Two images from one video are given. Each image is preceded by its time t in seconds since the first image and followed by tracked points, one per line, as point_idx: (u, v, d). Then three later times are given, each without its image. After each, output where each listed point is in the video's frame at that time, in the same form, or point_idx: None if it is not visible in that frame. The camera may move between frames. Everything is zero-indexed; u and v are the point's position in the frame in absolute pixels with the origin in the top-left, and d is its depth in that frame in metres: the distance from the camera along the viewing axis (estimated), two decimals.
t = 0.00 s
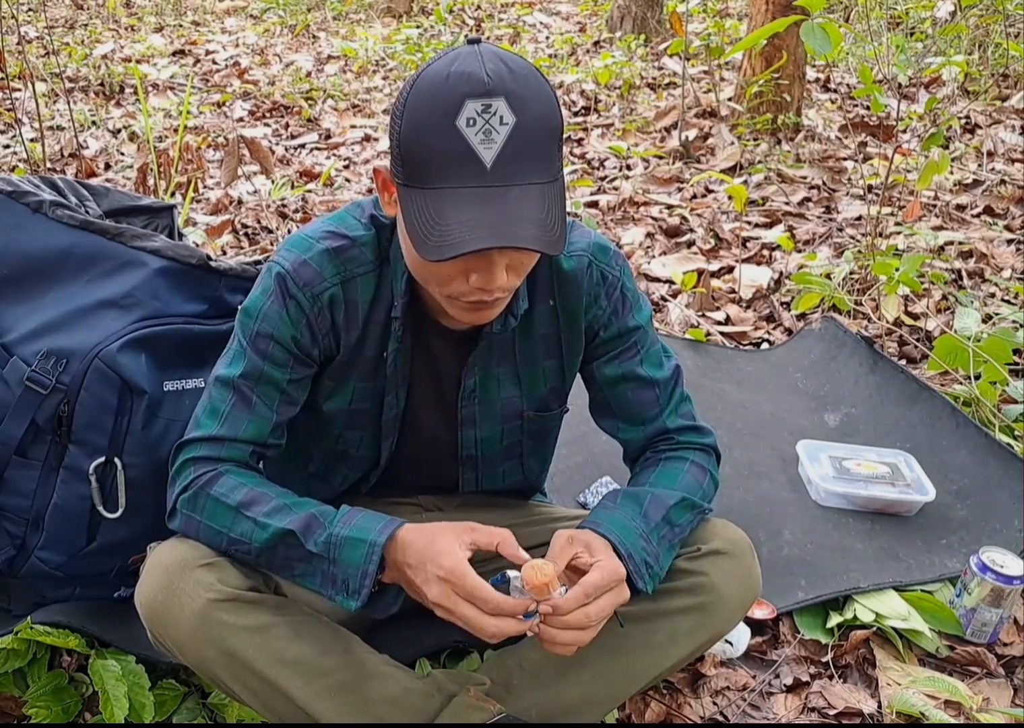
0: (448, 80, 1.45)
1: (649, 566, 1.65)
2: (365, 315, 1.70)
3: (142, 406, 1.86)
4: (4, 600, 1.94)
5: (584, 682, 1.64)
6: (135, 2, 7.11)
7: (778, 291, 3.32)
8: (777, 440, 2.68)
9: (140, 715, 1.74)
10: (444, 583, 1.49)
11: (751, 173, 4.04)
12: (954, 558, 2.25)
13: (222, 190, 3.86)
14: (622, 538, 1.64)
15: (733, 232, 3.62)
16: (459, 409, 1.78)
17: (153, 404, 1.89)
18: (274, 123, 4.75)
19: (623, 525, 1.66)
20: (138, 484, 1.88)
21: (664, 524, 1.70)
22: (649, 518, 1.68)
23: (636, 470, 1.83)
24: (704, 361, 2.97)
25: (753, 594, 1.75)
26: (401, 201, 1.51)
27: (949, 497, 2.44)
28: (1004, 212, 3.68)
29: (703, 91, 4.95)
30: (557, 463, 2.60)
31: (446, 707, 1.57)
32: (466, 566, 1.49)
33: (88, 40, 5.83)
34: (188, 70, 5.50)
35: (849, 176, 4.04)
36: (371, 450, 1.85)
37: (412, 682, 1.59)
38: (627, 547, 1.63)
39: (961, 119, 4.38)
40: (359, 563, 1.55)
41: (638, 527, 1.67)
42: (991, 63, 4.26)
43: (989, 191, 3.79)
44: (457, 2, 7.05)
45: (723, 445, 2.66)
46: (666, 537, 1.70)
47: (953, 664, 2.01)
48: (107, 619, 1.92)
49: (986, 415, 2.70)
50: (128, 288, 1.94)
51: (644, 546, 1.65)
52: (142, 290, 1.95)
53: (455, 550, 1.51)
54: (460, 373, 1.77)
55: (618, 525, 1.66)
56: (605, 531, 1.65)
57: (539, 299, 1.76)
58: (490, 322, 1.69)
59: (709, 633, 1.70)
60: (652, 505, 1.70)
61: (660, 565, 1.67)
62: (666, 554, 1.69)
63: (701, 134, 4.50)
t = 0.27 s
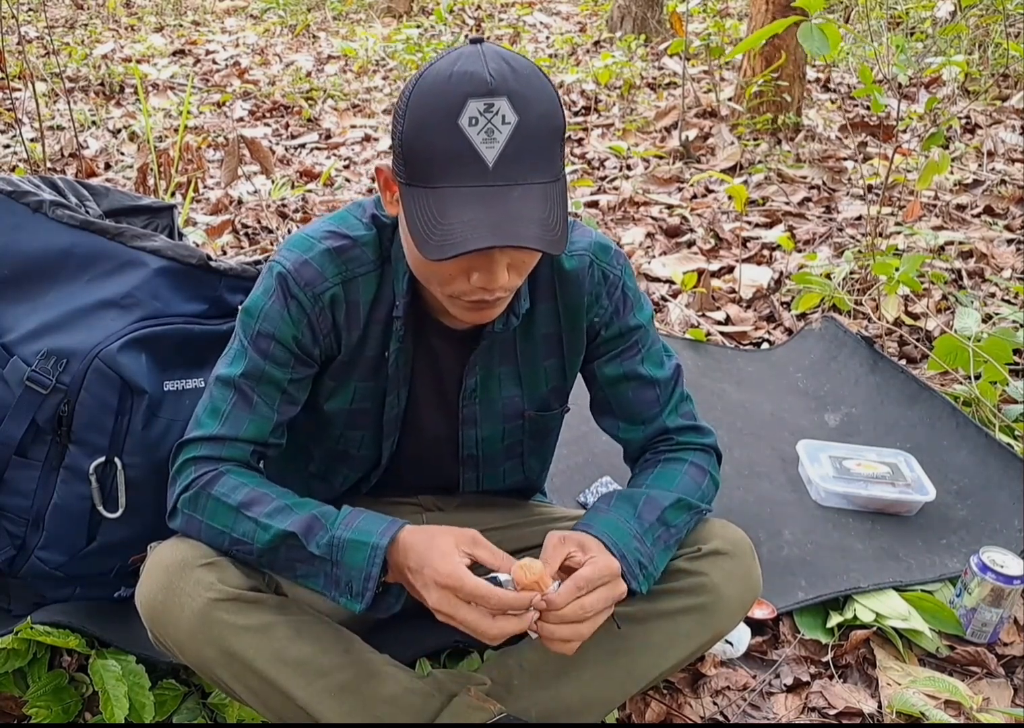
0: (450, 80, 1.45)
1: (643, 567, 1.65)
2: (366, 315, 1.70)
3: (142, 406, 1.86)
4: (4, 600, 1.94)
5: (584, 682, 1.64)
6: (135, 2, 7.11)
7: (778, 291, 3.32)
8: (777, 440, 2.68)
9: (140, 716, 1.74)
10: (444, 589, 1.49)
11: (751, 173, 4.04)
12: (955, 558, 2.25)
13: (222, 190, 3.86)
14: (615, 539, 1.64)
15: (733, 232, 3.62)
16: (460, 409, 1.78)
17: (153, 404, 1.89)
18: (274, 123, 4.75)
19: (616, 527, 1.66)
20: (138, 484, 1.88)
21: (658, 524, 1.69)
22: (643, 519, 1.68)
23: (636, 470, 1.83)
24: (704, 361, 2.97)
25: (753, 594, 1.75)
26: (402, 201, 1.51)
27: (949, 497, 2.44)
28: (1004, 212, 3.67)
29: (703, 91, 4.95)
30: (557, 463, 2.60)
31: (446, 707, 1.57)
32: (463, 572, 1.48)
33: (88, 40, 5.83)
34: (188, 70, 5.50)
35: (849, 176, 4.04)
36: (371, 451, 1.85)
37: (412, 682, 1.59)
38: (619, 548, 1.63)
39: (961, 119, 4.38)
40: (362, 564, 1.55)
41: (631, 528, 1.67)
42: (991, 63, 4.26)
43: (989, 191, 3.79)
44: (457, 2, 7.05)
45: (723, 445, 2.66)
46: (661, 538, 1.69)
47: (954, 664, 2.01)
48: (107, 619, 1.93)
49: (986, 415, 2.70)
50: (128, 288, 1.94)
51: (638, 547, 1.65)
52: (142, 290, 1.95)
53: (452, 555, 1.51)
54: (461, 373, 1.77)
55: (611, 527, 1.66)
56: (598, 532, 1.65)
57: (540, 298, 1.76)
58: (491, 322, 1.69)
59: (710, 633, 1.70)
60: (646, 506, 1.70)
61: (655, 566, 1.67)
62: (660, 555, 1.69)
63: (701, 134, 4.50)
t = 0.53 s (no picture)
0: (445, 78, 1.46)
1: (640, 563, 1.66)
2: (364, 315, 1.70)
3: (142, 406, 1.86)
4: (4, 600, 1.94)
5: (584, 682, 1.64)
6: (135, 2, 7.10)
7: (779, 291, 3.32)
8: (777, 441, 2.68)
9: (140, 716, 1.74)
10: (444, 576, 1.48)
11: (751, 173, 4.04)
12: (955, 558, 2.25)
13: (222, 190, 3.86)
14: (610, 537, 1.65)
15: (733, 232, 3.62)
16: (459, 409, 1.78)
17: (153, 404, 1.89)
18: (274, 123, 4.75)
19: (612, 524, 1.68)
20: (138, 484, 1.88)
21: (655, 522, 1.70)
22: (639, 516, 1.69)
23: (636, 470, 1.83)
24: (704, 361, 2.97)
25: (753, 595, 1.75)
26: (398, 199, 1.51)
27: (949, 497, 2.44)
28: (1004, 212, 3.67)
29: (703, 92, 4.95)
30: (557, 463, 2.60)
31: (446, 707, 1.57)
32: (461, 558, 1.48)
33: (88, 40, 5.83)
34: (188, 70, 5.50)
35: (849, 176, 4.04)
36: (371, 451, 1.85)
37: (412, 682, 1.59)
38: (615, 544, 1.65)
39: (961, 119, 4.38)
40: (364, 561, 1.55)
41: (627, 526, 1.68)
42: (991, 63, 4.25)
43: (989, 191, 3.79)
44: (457, 2, 7.05)
45: (723, 445, 2.66)
46: (658, 535, 1.70)
47: (954, 664, 2.01)
48: (107, 619, 1.92)
49: (986, 415, 2.70)
50: (128, 288, 1.94)
51: (634, 543, 1.66)
52: (142, 290, 1.95)
53: (450, 544, 1.51)
54: (460, 373, 1.77)
55: (607, 524, 1.68)
56: (594, 530, 1.67)
57: (540, 297, 1.76)
58: (490, 322, 1.69)
59: (710, 633, 1.70)
60: (643, 504, 1.71)
61: (652, 563, 1.68)
62: (658, 552, 1.70)
63: (701, 134, 4.50)
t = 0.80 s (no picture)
0: (442, 73, 1.46)
1: (639, 556, 1.67)
2: (363, 315, 1.70)
3: (142, 406, 1.86)
4: (4, 600, 1.94)
5: (584, 681, 1.64)
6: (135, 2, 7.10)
7: (779, 291, 3.32)
8: (777, 441, 2.68)
9: (140, 716, 1.74)
10: (443, 552, 1.49)
11: (751, 173, 4.03)
12: (955, 558, 2.25)
13: (222, 190, 3.86)
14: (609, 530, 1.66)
15: (733, 232, 3.62)
16: (460, 409, 1.78)
17: (153, 404, 1.89)
18: (274, 123, 4.75)
19: (611, 517, 1.68)
20: (138, 484, 1.88)
21: (654, 517, 1.70)
22: (639, 511, 1.70)
23: (636, 469, 1.83)
24: (704, 361, 2.97)
25: (753, 594, 1.75)
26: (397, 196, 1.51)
27: (949, 497, 2.44)
28: (1004, 212, 3.67)
29: (704, 92, 4.95)
30: (557, 463, 2.60)
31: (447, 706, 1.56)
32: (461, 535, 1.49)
33: (88, 40, 5.83)
34: (188, 70, 5.50)
35: (849, 176, 4.04)
36: (371, 451, 1.85)
37: (412, 682, 1.58)
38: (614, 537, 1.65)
39: (961, 119, 4.38)
40: (367, 551, 1.56)
41: (625, 519, 1.68)
42: (991, 63, 4.25)
43: (990, 191, 3.78)
44: (457, 2, 7.04)
45: (723, 445, 2.66)
46: (658, 531, 1.70)
47: (954, 664, 2.01)
48: (107, 619, 1.93)
49: (986, 415, 2.70)
50: (128, 288, 1.94)
51: (633, 536, 1.67)
52: (142, 290, 1.95)
53: (451, 524, 1.52)
54: (461, 374, 1.77)
55: (606, 518, 1.69)
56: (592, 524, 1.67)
57: (540, 298, 1.76)
58: (490, 321, 1.69)
59: (710, 633, 1.70)
60: (642, 499, 1.72)
61: (650, 557, 1.68)
62: (658, 547, 1.70)
63: (701, 134, 4.50)
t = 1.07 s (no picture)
0: (440, 70, 1.47)
1: (628, 485, 1.68)
2: (359, 317, 1.70)
3: (142, 406, 1.86)
4: (4, 600, 1.94)
5: (585, 679, 1.63)
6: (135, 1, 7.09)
7: (779, 291, 3.32)
8: (777, 441, 2.68)
9: (140, 715, 1.73)
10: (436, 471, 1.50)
11: (751, 173, 4.03)
12: (955, 558, 2.25)
13: (222, 190, 3.85)
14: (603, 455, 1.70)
15: (733, 232, 3.62)
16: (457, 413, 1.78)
17: (153, 404, 1.89)
18: (274, 123, 4.75)
19: (608, 450, 1.72)
20: (138, 484, 1.88)
21: (649, 468, 1.74)
22: (635, 459, 1.74)
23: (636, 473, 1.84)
24: (704, 361, 2.97)
25: (751, 591, 1.75)
26: (397, 195, 1.51)
27: (949, 497, 2.44)
28: (1004, 212, 3.67)
29: (704, 92, 4.94)
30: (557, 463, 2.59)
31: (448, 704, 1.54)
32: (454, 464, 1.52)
33: (88, 40, 5.83)
34: (188, 70, 5.49)
35: (849, 176, 4.04)
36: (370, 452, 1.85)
37: (414, 682, 1.56)
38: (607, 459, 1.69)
39: (961, 119, 4.38)
40: (361, 472, 1.57)
41: (621, 458, 1.72)
42: (991, 63, 4.25)
43: (990, 191, 3.78)
44: (457, 2, 7.04)
45: (723, 445, 2.66)
46: (651, 487, 1.73)
47: (954, 664, 2.01)
48: (108, 619, 1.93)
49: (986, 415, 2.70)
50: (128, 288, 1.94)
51: (625, 470, 1.70)
52: (142, 289, 1.95)
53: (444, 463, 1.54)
54: (461, 379, 1.78)
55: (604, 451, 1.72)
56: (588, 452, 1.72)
57: (541, 305, 1.78)
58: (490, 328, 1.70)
59: (709, 629, 1.70)
60: (639, 451, 1.76)
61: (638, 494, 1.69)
62: (648, 498, 1.73)
63: (701, 134, 4.50)
